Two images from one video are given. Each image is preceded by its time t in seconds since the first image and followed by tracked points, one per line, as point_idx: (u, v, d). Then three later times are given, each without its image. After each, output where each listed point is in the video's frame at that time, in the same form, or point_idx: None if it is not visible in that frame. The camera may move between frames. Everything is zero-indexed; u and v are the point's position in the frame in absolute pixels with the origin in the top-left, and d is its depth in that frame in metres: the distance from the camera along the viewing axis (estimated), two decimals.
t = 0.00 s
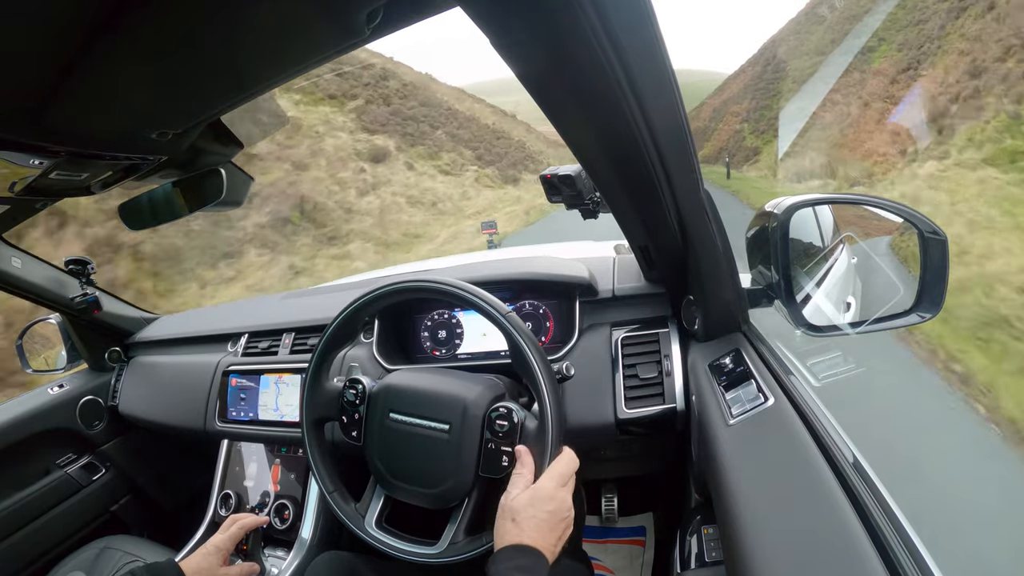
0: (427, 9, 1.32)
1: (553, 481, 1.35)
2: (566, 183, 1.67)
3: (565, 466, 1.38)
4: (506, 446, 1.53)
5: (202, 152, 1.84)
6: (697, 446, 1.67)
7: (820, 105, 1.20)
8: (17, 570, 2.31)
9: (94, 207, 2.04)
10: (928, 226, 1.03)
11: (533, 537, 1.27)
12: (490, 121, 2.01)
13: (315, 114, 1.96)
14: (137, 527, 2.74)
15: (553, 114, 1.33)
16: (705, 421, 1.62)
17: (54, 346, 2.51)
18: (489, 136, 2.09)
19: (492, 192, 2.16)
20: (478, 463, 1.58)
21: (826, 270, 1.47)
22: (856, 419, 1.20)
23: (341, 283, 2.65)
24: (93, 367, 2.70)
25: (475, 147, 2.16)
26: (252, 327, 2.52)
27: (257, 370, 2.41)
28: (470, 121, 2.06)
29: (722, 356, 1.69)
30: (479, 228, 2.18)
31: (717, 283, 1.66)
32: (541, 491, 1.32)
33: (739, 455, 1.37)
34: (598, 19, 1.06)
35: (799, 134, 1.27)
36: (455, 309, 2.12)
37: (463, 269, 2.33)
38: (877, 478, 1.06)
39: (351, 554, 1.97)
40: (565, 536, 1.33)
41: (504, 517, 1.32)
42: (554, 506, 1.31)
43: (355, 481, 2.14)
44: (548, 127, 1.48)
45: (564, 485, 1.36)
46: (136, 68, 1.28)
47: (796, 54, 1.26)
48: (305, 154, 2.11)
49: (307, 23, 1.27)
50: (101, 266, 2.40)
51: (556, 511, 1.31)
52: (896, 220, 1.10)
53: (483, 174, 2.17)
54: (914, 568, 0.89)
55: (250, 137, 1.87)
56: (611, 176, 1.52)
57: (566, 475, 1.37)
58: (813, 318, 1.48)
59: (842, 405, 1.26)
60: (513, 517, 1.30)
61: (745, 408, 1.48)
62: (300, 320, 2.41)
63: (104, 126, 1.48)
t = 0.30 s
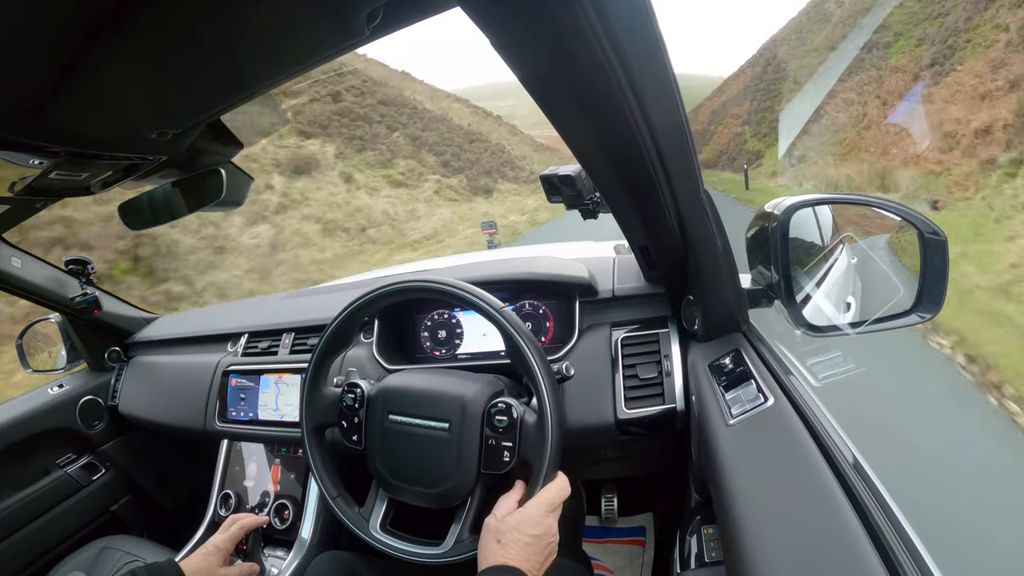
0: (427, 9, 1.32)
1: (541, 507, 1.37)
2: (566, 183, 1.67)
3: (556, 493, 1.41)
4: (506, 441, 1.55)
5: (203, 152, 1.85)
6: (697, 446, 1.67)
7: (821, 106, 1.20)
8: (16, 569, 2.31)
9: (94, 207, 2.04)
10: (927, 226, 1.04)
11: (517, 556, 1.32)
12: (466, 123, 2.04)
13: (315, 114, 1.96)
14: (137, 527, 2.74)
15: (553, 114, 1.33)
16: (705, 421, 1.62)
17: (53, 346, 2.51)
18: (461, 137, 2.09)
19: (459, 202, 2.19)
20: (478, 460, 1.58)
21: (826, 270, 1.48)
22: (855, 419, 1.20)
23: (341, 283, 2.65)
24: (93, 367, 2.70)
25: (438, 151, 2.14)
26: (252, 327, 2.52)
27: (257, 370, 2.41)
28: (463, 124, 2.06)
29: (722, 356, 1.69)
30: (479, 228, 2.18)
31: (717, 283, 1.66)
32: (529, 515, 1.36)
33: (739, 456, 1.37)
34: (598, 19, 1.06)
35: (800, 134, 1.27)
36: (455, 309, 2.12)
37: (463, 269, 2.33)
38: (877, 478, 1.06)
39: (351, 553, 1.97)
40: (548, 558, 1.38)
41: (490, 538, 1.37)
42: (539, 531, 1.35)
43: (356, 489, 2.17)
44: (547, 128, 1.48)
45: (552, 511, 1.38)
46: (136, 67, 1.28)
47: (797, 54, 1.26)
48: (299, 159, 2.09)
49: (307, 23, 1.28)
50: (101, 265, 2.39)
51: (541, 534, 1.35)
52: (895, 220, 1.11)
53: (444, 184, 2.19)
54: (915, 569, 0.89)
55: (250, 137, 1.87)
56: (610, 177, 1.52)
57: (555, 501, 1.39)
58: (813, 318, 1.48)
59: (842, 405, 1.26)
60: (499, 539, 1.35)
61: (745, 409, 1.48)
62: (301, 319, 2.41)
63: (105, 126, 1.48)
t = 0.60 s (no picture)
0: (427, 9, 1.33)
1: (534, 519, 1.37)
2: (566, 183, 1.67)
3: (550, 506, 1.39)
4: (506, 436, 1.55)
5: (202, 153, 1.85)
6: (697, 446, 1.67)
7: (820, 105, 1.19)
8: (16, 569, 2.31)
9: (94, 208, 2.04)
10: (927, 226, 1.03)
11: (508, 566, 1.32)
12: (434, 118, 2.04)
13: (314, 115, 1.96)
14: (137, 527, 2.74)
15: (553, 114, 1.33)
16: (705, 422, 1.62)
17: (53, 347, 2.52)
18: (423, 135, 2.08)
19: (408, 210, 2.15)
20: (479, 457, 1.59)
21: (825, 271, 1.48)
22: (854, 419, 1.20)
23: (341, 283, 2.65)
24: (94, 367, 2.70)
25: (389, 152, 2.10)
26: (252, 327, 2.52)
27: (257, 370, 2.40)
28: (451, 124, 2.05)
29: (722, 356, 1.69)
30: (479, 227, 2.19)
31: (717, 283, 1.66)
32: (521, 526, 1.35)
33: (739, 456, 1.37)
34: (598, 19, 1.06)
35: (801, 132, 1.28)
36: (455, 309, 2.12)
37: (463, 269, 2.33)
38: (877, 478, 1.07)
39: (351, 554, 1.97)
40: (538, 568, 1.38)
41: (483, 547, 1.37)
42: (531, 542, 1.35)
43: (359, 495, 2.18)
44: (547, 127, 1.48)
45: (544, 523, 1.38)
46: (136, 68, 1.28)
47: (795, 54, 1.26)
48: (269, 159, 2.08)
49: (306, 23, 1.28)
50: (102, 266, 2.39)
51: (531, 545, 1.35)
52: (896, 221, 1.10)
53: (390, 191, 2.15)
54: (915, 569, 0.90)
55: (250, 137, 1.87)
56: (610, 177, 1.52)
57: (546, 514, 1.38)
58: (813, 318, 1.48)
59: (842, 405, 1.26)
60: (491, 549, 1.35)
61: (745, 409, 1.48)
62: (300, 319, 2.41)
63: (106, 126, 1.48)
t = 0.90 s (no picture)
0: (427, 9, 1.32)
1: (536, 514, 1.36)
2: (566, 183, 1.67)
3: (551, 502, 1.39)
4: (506, 434, 1.55)
5: (202, 153, 1.85)
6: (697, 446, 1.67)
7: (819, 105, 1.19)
8: (17, 569, 2.31)
9: (94, 208, 2.04)
10: (928, 226, 1.03)
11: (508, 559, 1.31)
12: (393, 105, 2.04)
13: (314, 115, 1.96)
14: (137, 527, 2.74)
15: (553, 114, 1.33)
16: (705, 421, 1.62)
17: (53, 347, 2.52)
18: (367, 126, 2.06)
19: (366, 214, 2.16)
20: (479, 456, 1.59)
21: (826, 271, 1.48)
22: (855, 418, 1.20)
23: (341, 283, 2.64)
24: (94, 367, 2.70)
25: (315, 148, 2.08)
26: (252, 327, 2.52)
27: (257, 370, 2.41)
28: (414, 114, 2.08)
29: (722, 356, 1.69)
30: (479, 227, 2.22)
31: (717, 283, 1.66)
32: (523, 521, 1.35)
33: (740, 456, 1.37)
34: (598, 18, 1.06)
35: (801, 132, 1.28)
36: (455, 309, 2.12)
37: (463, 269, 2.33)
38: (877, 478, 1.07)
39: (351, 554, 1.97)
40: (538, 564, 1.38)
41: (483, 540, 1.37)
42: (532, 537, 1.34)
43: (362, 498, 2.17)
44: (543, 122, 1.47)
45: (547, 518, 1.38)
46: (136, 67, 1.28)
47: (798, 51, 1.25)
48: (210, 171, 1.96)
49: (306, 22, 1.27)
50: (101, 266, 2.39)
51: (532, 540, 1.34)
52: (896, 220, 1.10)
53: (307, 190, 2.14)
54: (915, 569, 0.89)
55: (251, 137, 1.87)
56: (610, 177, 1.51)
57: (551, 510, 1.38)
58: (813, 318, 1.48)
59: (842, 405, 1.26)
60: (492, 541, 1.34)
61: (745, 409, 1.48)
62: (301, 320, 2.41)
63: (106, 126, 1.48)
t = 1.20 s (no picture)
0: (427, 9, 1.32)
1: (536, 514, 1.36)
2: (566, 183, 1.67)
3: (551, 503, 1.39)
4: (506, 432, 1.56)
5: (202, 153, 1.85)
6: (697, 445, 1.67)
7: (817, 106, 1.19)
8: (17, 569, 2.31)
9: (94, 208, 2.03)
10: (928, 226, 1.02)
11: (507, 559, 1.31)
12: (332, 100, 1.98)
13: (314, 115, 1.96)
14: (137, 527, 2.74)
15: (552, 113, 1.33)
16: (705, 421, 1.62)
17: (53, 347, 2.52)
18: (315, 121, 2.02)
19: (329, 214, 2.18)
20: (480, 456, 1.59)
21: (826, 270, 1.48)
22: (855, 418, 1.20)
23: (340, 283, 2.65)
24: (94, 367, 2.70)
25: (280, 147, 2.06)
26: (252, 327, 2.52)
27: (257, 370, 2.41)
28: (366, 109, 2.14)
29: (722, 356, 1.69)
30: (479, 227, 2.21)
31: (717, 283, 1.66)
32: (522, 521, 1.35)
33: (740, 456, 1.37)
34: (598, 17, 1.06)
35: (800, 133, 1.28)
36: (455, 309, 2.12)
37: (463, 269, 2.33)
38: (877, 478, 1.07)
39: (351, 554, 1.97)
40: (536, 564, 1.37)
41: (483, 540, 1.37)
42: (531, 538, 1.34)
43: (362, 498, 2.17)
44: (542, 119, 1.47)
45: (546, 518, 1.37)
46: (136, 67, 1.28)
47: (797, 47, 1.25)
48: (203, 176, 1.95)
49: (306, 22, 1.27)
50: (102, 266, 2.39)
51: (531, 540, 1.34)
52: (895, 220, 1.10)
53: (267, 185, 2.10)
54: (915, 569, 0.90)
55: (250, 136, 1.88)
56: (610, 177, 1.51)
57: (552, 510, 1.38)
58: (813, 318, 1.48)
59: (842, 405, 1.26)
60: (491, 541, 1.35)
61: (745, 409, 1.48)
62: (300, 320, 2.41)
63: (106, 126, 1.48)
